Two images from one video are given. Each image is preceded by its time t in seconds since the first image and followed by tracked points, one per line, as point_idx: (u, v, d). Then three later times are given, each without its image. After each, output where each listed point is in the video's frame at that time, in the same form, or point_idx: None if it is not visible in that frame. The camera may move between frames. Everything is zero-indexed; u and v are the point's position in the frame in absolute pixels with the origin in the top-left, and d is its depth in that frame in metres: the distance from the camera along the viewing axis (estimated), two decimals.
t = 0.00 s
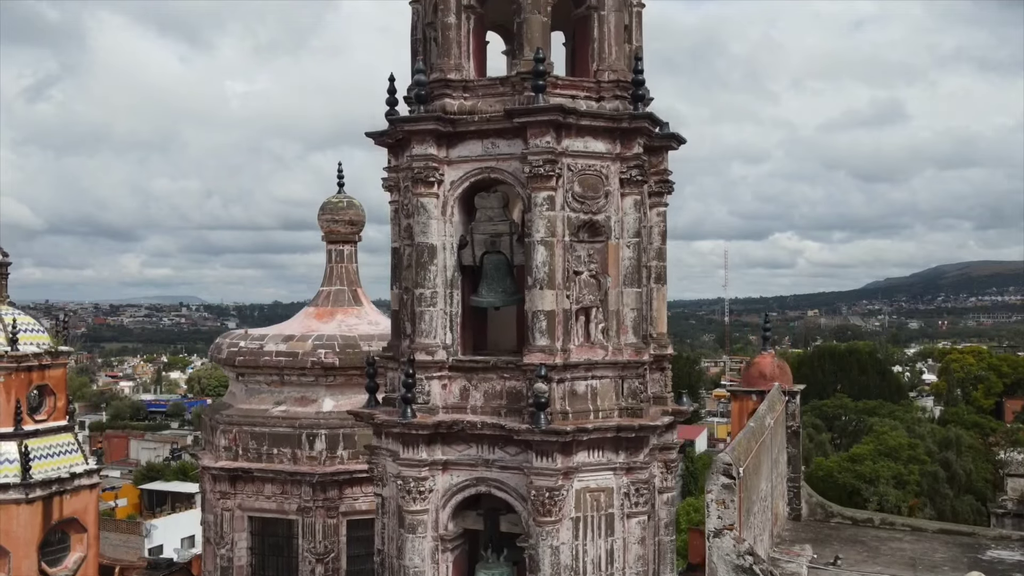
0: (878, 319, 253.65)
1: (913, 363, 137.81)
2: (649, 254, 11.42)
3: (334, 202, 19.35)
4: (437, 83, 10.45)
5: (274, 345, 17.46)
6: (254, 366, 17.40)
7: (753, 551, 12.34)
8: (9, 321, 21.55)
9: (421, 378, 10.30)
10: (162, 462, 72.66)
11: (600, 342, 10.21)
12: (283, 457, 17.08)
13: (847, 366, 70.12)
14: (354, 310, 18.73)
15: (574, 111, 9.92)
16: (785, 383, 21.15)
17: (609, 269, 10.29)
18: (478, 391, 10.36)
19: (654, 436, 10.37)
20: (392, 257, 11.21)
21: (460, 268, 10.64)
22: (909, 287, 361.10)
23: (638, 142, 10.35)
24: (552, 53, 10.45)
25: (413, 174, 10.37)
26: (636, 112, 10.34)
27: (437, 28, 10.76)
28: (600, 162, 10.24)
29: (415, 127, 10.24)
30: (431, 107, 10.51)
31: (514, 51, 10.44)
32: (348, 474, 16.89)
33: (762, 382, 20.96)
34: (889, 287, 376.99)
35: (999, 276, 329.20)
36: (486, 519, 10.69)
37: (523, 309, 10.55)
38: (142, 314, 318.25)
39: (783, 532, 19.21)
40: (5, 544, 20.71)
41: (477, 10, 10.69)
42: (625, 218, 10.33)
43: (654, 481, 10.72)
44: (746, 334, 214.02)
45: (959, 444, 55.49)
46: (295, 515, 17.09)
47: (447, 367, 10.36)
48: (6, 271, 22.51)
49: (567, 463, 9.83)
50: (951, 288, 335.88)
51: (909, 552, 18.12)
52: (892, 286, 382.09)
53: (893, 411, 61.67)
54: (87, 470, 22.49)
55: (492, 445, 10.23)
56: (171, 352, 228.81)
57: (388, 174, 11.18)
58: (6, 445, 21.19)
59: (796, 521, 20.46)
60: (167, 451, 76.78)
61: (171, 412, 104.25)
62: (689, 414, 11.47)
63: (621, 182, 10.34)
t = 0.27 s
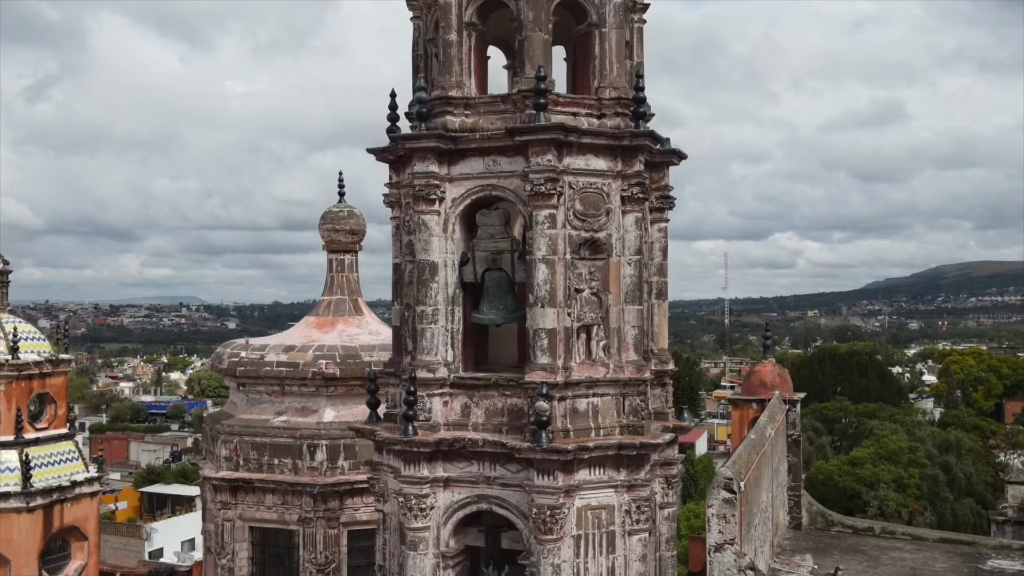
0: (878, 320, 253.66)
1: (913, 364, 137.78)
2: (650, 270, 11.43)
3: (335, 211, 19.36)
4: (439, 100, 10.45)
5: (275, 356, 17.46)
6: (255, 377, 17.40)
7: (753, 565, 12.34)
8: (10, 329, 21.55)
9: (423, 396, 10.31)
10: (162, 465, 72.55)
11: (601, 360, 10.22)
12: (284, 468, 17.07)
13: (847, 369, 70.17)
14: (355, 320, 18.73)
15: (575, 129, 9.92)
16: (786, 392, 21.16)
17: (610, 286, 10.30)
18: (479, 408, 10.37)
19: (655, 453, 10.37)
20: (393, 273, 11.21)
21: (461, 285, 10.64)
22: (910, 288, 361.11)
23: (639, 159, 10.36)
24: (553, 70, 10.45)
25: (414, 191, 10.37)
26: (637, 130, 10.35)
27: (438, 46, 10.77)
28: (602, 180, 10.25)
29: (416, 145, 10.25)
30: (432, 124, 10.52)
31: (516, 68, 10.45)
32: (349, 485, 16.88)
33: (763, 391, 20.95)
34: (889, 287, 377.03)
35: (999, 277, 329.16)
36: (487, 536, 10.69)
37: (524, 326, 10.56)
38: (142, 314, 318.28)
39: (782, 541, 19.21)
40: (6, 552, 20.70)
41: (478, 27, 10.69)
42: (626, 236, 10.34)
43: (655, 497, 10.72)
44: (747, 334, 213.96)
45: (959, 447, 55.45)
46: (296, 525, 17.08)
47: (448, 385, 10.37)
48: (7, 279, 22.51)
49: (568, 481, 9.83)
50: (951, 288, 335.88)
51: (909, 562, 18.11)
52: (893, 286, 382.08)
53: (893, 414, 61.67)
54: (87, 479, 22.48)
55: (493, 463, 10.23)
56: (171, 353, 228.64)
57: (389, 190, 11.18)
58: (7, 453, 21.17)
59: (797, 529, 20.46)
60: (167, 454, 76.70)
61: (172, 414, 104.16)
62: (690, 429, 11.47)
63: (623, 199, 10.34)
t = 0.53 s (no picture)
0: (879, 321, 253.66)
1: (913, 365, 137.71)
2: (651, 285, 11.44)
3: (336, 221, 19.38)
4: (440, 117, 10.45)
5: (275, 366, 17.47)
6: (256, 388, 17.42)
7: None
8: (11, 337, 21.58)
9: (424, 414, 10.33)
10: (162, 468, 72.45)
11: (602, 378, 10.23)
12: (285, 478, 17.08)
13: (847, 371, 70.23)
14: (356, 329, 18.73)
15: (577, 147, 9.92)
16: (787, 401, 21.17)
17: (611, 303, 10.30)
18: (480, 425, 10.37)
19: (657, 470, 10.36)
20: (395, 289, 11.21)
21: (463, 302, 10.64)
22: (910, 288, 361.08)
23: (640, 177, 10.36)
24: (554, 88, 10.45)
25: (415, 209, 10.38)
26: (639, 148, 10.35)
27: (440, 63, 10.77)
28: (603, 198, 10.25)
29: (418, 162, 10.26)
30: (433, 141, 10.52)
31: (517, 86, 10.45)
32: (349, 495, 16.88)
33: (763, 400, 20.96)
34: (889, 288, 377.02)
35: (999, 277, 329.18)
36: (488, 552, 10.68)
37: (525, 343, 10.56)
38: (143, 315, 318.18)
39: (783, 550, 19.20)
40: (6, 561, 20.71)
41: (479, 44, 10.68)
42: (627, 253, 10.36)
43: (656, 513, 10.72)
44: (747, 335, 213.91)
45: (959, 451, 55.38)
46: (297, 536, 17.08)
47: (450, 402, 10.38)
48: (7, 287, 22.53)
49: (570, 499, 9.82)
50: (951, 288, 335.82)
51: (910, 571, 18.12)
52: (892, 286, 382.11)
53: (893, 417, 61.68)
54: (87, 487, 22.49)
55: (495, 480, 10.23)
56: (171, 354, 228.47)
57: (391, 206, 11.18)
58: (8, 462, 21.16)
59: (797, 538, 20.47)
60: (167, 456, 76.61)
61: (171, 416, 104.04)
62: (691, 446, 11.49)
63: (624, 217, 10.34)
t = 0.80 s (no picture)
0: (879, 321, 253.82)
1: (914, 366, 137.77)
2: (652, 301, 11.44)
3: (336, 231, 19.40)
4: (441, 134, 10.46)
5: (276, 377, 17.47)
6: (257, 398, 17.43)
7: None
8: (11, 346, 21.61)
9: (425, 431, 10.33)
10: (162, 470, 72.33)
11: (603, 395, 10.24)
12: (286, 489, 17.09)
13: (847, 374, 70.28)
14: (356, 339, 18.73)
15: (577, 166, 9.93)
16: (788, 409, 21.16)
17: (612, 321, 10.30)
18: (481, 443, 10.37)
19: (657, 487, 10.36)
20: (396, 305, 11.21)
21: (464, 319, 10.65)
22: (910, 288, 361.06)
23: (641, 195, 10.37)
24: (555, 105, 10.46)
25: (417, 227, 10.38)
26: (639, 165, 10.37)
27: (441, 79, 10.77)
28: (604, 216, 10.26)
29: (418, 180, 10.26)
30: (434, 158, 10.51)
31: (518, 104, 10.45)
32: (350, 506, 16.89)
33: (764, 409, 20.95)
34: (889, 287, 376.98)
35: (999, 278, 329.21)
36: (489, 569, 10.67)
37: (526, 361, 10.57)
38: (143, 315, 318.23)
39: (783, 559, 19.19)
40: (7, 569, 20.71)
41: (480, 61, 10.69)
42: (628, 271, 10.37)
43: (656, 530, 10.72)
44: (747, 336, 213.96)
45: (959, 454, 55.30)
46: (297, 546, 17.08)
47: (450, 419, 10.39)
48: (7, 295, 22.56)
49: (570, 517, 9.82)
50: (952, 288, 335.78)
51: None
52: (893, 287, 382.17)
53: (894, 420, 61.62)
54: (88, 494, 22.49)
55: (495, 498, 10.23)
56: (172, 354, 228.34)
57: (391, 222, 11.18)
58: (8, 470, 21.17)
59: (797, 546, 20.48)
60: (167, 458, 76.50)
61: (171, 417, 104.12)
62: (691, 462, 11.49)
63: (624, 235, 10.35)
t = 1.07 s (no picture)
0: (879, 321, 253.71)
1: (913, 366, 137.62)
2: (652, 317, 11.45)
3: (337, 240, 19.50)
4: (442, 152, 10.46)
5: (277, 388, 17.47)
6: (258, 409, 17.44)
7: None
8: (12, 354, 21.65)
9: (426, 448, 10.33)
10: (162, 473, 72.26)
11: (603, 413, 10.24)
12: (286, 499, 17.08)
13: (847, 376, 70.28)
14: (356, 348, 18.74)
15: (578, 185, 9.94)
16: (788, 418, 21.18)
17: (612, 339, 10.31)
18: (481, 460, 10.38)
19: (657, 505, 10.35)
20: (396, 321, 11.21)
21: (464, 336, 10.65)
22: (910, 289, 361.04)
23: (641, 212, 10.38)
24: (555, 123, 10.48)
25: (417, 244, 10.40)
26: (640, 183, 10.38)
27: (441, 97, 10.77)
28: (604, 234, 10.26)
29: (419, 198, 10.27)
30: (435, 176, 10.52)
31: (519, 121, 10.46)
32: (350, 517, 16.91)
33: (764, 417, 20.95)
34: (889, 287, 376.97)
35: (999, 278, 329.09)
36: None
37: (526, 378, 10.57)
38: (143, 315, 318.15)
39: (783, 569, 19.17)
40: None
41: (481, 78, 10.68)
42: (628, 288, 10.38)
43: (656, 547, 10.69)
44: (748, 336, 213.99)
45: (959, 457, 55.25)
46: (297, 557, 17.05)
47: (451, 437, 10.39)
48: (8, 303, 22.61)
49: (571, 535, 9.80)
50: (952, 288, 335.77)
51: None
52: (893, 287, 382.12)
53: (894, 422, 61.63)
54: (88, 503, 22.50)
55: (496, 515, 10.21)
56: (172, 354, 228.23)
57: (392, 238, 11.18)
58: (8, 479, 21.17)
59: (797, 556, 20.49)
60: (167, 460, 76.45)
61: (172, 419, 103.96)
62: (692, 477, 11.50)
63: (625, 252, 10.36)
